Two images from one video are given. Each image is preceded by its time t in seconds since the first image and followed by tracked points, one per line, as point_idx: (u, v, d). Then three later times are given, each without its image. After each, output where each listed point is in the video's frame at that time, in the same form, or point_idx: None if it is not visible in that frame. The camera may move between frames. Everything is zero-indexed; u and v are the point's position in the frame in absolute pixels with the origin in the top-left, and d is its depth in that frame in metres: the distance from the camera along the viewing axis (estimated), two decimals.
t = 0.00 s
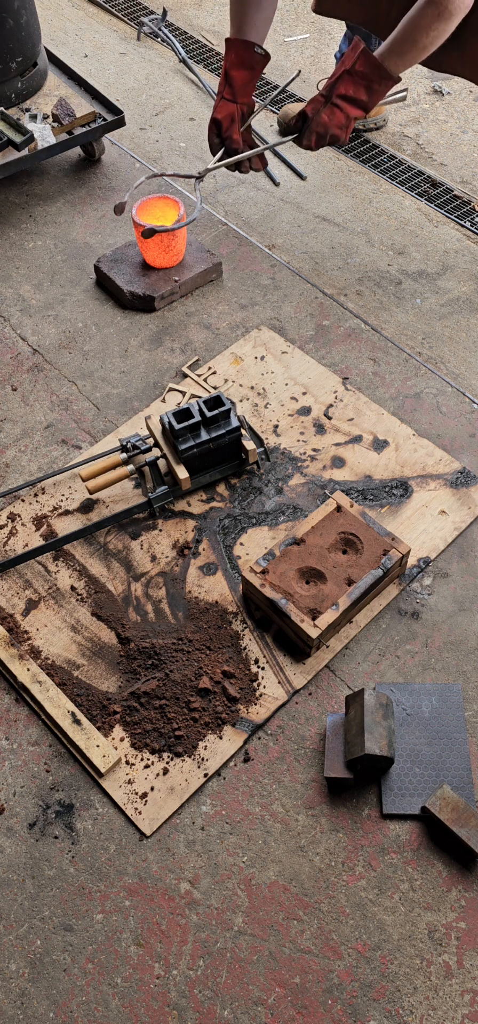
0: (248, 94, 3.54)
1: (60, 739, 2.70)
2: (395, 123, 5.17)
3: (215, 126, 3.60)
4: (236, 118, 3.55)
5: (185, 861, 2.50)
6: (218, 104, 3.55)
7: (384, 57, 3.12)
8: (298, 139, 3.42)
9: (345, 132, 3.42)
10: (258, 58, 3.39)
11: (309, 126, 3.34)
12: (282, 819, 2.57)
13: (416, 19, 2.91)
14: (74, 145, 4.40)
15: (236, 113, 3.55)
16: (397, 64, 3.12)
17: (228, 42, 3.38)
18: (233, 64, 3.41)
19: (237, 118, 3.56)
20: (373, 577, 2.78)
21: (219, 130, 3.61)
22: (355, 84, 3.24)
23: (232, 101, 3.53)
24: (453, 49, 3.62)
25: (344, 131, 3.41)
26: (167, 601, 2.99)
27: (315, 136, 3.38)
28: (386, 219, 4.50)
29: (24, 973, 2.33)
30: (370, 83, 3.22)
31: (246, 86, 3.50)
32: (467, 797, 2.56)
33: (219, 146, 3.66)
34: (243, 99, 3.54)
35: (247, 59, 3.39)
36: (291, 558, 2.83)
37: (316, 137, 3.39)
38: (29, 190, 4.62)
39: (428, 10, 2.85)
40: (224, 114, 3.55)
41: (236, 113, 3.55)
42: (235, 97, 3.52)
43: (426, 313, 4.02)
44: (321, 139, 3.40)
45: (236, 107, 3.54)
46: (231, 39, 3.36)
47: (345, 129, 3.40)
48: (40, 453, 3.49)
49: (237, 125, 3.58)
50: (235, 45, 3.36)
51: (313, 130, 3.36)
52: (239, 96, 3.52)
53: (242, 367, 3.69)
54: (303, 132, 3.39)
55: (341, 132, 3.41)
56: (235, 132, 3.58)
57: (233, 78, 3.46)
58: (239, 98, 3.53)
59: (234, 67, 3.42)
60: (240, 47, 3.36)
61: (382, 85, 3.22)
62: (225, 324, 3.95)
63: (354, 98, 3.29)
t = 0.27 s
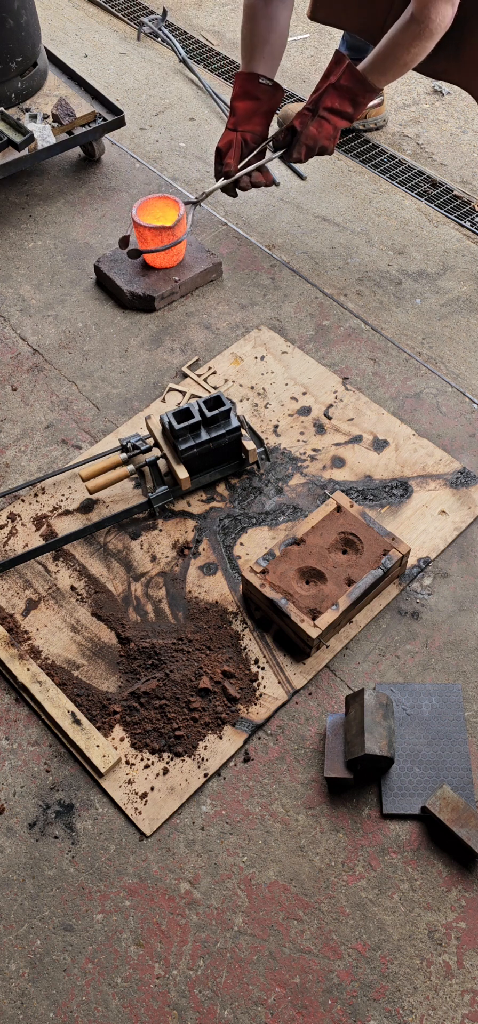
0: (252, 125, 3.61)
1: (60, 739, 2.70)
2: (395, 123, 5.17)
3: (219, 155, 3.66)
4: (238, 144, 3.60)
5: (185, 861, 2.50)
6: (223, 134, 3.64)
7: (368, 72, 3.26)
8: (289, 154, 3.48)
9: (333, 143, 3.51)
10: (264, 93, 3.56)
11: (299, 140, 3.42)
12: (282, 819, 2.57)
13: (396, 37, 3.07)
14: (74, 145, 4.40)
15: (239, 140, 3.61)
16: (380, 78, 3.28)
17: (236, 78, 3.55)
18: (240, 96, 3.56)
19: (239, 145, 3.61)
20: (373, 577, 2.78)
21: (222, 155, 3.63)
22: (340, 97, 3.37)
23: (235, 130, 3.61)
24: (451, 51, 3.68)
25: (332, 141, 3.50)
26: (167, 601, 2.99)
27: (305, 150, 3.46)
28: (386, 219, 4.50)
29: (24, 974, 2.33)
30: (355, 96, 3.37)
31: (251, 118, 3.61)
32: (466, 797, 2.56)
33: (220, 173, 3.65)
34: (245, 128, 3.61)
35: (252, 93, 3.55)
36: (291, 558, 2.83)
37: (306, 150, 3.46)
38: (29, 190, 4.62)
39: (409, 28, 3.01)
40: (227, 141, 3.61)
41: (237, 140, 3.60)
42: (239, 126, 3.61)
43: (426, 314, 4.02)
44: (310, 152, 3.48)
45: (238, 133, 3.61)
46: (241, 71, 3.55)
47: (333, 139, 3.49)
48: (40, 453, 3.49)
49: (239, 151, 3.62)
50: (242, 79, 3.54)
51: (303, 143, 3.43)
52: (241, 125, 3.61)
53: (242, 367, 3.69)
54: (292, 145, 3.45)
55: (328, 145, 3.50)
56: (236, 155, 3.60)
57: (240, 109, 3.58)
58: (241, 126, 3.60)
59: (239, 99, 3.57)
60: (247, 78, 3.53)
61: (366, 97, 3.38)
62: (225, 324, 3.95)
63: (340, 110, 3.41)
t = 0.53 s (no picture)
0: (254, 140, 3.58)
1: (60, 739, 2.70)
2: (395, 123, 5.17)
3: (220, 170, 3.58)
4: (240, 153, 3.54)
5: (185, 861, 2.50)
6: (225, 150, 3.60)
7: (366, 73, 3.29)
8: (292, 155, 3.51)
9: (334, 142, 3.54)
10: (265, 105, 3.57)
11: (303, 142, 3.43)
12: (282, 819, 2.57)
13: (394, 38, 3.10)
14: (74, 145, 4.40)
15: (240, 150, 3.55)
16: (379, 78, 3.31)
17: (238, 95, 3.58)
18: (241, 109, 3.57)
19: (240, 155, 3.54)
20: (373, 577, 2.78)
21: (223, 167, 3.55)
22: (341, 99, 3.40)
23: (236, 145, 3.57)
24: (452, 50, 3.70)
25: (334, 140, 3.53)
26: (167, 601, 2.99)
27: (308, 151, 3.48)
28: (386, 219, 4.50)
29: (24, 973, 2.33)
30: (355, 97, 3.40)
31: (252, 132, 3.58)
32: (466, 797, 2.56)
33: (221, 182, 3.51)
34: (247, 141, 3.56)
35: (253, 106, 3.57)
36: (291, 558, 2.83)
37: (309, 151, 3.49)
38: (29, 190, 4.62)
39: (407, 28, 3.04)
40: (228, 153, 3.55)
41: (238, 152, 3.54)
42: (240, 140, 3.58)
43: (427, 314, 4.02)
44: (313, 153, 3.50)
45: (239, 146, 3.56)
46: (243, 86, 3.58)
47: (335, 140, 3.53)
48: (40, 453, 3.49)
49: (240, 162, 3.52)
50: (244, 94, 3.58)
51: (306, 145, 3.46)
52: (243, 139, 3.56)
53: (242, 367, 3.69)
54: (296, 147, 3.47)
55: (329, 144, 3.53)
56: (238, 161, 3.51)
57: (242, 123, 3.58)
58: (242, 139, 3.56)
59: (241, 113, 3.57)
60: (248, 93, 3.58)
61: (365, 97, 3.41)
62: (225, 324, 3.95)
63: (341, 110, 3.43)
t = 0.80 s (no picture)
0: (251, 142, 3.55)
1: (60, 739, 2.70)
2: (395, 123, 5.17)
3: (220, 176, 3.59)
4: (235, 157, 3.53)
5: (185, 861, 2.50)
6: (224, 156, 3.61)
7: (366, 73, 3.29)
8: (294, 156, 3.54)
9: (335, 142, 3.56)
10: (259, 109, 3.55)
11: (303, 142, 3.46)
12: (282, 819, 2.57)
13: (392, 38, 3.11)
14: (74, 145, 4.40)
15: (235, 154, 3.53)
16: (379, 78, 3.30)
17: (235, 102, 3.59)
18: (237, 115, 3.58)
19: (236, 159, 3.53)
20: (373, 577, 2.78)
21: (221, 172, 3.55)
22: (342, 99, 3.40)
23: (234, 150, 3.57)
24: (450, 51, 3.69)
25: (334, 140, 3.55)
26: (167, 601, 2.99)
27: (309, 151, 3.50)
28: (386, 219, 4.50)
29: (24, 973, 2.33)
30: (355, 98, 3.40)
31: (248, 134, 3.55)
32: (466, 797, 2.56)
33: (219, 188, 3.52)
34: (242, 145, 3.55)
35: (247, 112, 3.56)
36: (291, 558, 2.83)
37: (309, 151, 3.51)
38: (29, 190, 4.62)
39: (405, 28, 3.04)
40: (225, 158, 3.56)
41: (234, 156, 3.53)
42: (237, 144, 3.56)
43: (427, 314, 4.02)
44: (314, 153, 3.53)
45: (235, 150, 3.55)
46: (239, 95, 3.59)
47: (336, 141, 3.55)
48: (40, 453, 3.49)
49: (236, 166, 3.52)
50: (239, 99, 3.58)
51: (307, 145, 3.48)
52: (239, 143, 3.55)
53: (242, 367, 3.69)
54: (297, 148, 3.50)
55: (330, 145, 3.55)
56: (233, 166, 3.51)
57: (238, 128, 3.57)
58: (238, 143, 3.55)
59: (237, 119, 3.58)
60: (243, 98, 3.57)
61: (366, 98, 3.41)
62: (225, 324, 3.95)
63: (341, 112, 3.44)
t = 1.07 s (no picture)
0: (254, 143, 3.46)
1: (60, 739, 2.70)
2: (395, 123, 5.16)
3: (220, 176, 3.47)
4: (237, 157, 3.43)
5: (185, 861, 2.50)
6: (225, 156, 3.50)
7: (358, 74, 3.23)
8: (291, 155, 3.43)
9: (332, 142, 3.45)
10: (263, 109, 3.47)
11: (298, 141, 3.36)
12: (282, 819, 2.57)
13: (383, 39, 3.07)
14: (74, 145, 4.40)
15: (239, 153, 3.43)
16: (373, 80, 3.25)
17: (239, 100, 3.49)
18: (241, 113, 3.48)
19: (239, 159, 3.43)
20: (373, 577, 2.78)
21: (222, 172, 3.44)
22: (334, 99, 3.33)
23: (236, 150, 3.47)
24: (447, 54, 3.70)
25: (331, 140, 3.45)
26: (167, 601, 2.99)
27: (307, 150, 3.40)
28: (386, 219, 4.50)
29: (24, 973, 2.33)
30: (348, 98, 3.33)
31: (252, 134, 3.46)
32: (466, 797, 2.56)
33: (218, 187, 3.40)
34: (246, 145, 3.45)
35: (251, 111, 3.46)
36: (291, 558, 2.83)
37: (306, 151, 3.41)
38: (29, 190, 4.62)
39: (396, 30, 3.01)
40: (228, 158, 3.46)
41: (236, 155, 3.43)
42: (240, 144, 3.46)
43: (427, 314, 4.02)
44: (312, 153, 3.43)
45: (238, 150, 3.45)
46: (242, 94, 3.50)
47: (333, 140, 3.44)
48: (40, 453, 3.49)
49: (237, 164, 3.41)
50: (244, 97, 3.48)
51: (302, 143, 3.37)
52: (242, 143, 3.45)
53: (242, 367, 3.69)
54: (293, 148, 3.40)
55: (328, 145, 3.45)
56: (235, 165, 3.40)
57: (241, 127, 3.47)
58: (242, 143, 3.46)
59: (240, 117, 3.48)
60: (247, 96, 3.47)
61: (359, 99, 3.34)
62: (225, 324, 3.95)
63: (334, 111, 3.36)
